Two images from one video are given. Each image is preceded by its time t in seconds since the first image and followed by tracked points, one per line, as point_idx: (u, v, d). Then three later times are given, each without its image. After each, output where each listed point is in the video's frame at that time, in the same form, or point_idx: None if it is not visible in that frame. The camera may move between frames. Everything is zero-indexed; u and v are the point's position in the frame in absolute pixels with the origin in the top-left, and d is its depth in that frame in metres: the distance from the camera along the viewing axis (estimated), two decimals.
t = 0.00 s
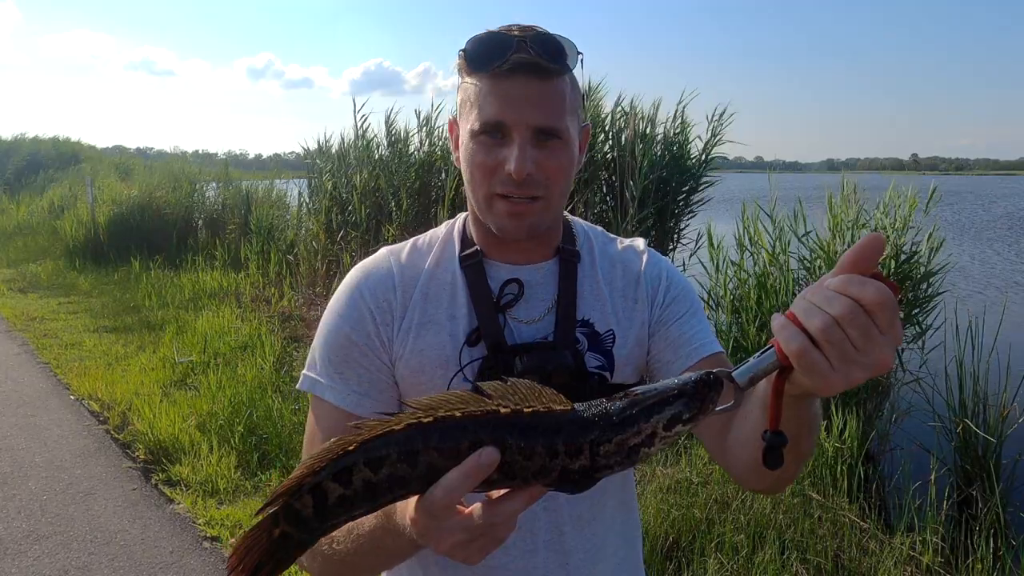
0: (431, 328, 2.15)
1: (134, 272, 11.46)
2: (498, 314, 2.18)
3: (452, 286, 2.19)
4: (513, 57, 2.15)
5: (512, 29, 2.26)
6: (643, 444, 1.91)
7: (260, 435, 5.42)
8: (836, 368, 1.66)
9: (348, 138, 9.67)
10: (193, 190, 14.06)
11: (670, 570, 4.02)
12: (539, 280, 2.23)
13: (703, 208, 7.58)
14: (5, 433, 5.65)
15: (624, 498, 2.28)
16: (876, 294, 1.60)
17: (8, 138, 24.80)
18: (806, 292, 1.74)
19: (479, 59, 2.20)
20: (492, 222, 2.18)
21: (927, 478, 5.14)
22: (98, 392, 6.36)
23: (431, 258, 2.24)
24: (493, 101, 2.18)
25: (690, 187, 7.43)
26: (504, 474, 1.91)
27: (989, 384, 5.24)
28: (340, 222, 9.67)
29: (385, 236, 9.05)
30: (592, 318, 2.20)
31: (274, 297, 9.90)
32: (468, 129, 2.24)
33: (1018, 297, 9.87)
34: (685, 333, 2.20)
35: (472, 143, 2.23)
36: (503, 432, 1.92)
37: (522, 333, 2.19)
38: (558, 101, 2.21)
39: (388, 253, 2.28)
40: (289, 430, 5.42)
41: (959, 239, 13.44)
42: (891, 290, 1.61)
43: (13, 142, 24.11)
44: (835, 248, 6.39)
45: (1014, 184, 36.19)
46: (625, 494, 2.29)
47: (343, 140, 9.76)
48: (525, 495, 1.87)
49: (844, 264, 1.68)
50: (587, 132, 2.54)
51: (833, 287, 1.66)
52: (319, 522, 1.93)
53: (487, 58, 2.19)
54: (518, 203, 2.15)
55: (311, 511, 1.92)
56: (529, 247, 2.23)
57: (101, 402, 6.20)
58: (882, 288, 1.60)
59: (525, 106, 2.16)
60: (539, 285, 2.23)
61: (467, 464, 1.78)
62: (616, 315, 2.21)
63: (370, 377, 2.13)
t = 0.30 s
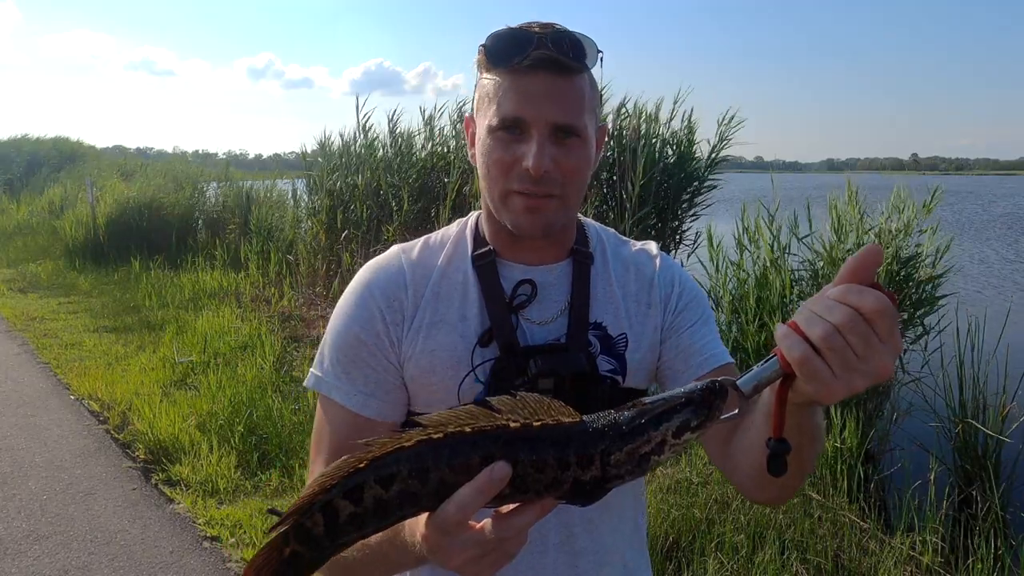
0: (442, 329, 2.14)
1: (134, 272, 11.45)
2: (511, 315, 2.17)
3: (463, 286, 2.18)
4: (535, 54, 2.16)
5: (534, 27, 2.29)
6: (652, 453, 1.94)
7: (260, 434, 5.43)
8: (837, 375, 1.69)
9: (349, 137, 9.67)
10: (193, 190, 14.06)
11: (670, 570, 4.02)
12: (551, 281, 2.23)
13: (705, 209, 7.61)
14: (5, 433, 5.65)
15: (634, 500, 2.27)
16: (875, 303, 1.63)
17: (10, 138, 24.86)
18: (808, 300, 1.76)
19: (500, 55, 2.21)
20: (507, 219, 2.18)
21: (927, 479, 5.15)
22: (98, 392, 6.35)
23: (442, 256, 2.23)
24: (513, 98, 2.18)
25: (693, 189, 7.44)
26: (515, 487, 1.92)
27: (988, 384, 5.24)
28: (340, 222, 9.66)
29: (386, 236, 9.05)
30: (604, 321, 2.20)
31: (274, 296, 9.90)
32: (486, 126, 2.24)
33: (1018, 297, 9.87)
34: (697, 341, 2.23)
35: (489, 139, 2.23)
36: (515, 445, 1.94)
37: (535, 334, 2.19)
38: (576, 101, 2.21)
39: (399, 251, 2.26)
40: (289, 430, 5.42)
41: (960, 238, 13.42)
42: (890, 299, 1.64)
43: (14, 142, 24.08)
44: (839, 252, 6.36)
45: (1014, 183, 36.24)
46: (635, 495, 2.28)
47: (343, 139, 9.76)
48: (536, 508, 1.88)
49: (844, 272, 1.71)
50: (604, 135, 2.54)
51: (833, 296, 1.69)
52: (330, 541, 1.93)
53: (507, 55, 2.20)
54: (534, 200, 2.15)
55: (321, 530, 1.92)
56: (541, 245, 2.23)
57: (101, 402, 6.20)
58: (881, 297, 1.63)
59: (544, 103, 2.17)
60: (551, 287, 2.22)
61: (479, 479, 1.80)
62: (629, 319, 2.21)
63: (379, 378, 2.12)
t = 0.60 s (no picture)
0: (472, 325, 2.10)
1: (134, 272, 11.46)
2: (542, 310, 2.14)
3: (492, 282, 2.15)
4: (558, 45, 2.14)
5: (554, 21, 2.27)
6: (681, 489, 1.94)
7: (260, 434, 5.42)
8: (837, 411, 1.75)
9: (348, 138, 9.68)
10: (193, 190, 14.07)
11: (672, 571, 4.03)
12: (580, 275, 2.19)
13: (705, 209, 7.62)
14: (5, 433, 5.65)
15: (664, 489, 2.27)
16: (868, 341, 1.71)
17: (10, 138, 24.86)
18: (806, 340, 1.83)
19: (523, 48, 2.19)
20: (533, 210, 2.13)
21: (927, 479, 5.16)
22: (98, 392, 6.36)
23: (470, 256, 2.20)
24: (538, 89, 2.15)
25: (694, 190, 7.47)
26: (550, 531, 1.89)
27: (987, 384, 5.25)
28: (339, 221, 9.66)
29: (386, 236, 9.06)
30: (635, 315, 2.18)
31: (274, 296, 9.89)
32: (511, 118, 2.20)
33: (1017, 296, 9.89)
34: (724, 342, 2.25)
35: (514, 132, 2.18)
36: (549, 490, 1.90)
37: (567, 328, 2.16)
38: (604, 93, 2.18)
39: (425, 254, 2.23)
40: (289, 430, 5.43)
41: (959, 236, 13.43)
42: (881, 337, 1.72)
43: (14, 142, 24.09)
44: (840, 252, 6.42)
45: (1015, 183, 36.21)
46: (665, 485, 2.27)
47: (342, 139, 9.77)
48: (569, 547, 1.87)
49: (837, 312, 1.79)
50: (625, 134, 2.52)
51: (828, 335, 1.76)
52: None
53: (531, 48, 2.18)
54: (560, 190, 2.11)
55: None
56: (569, 239, 2.19)
57: (101, 402, 6.20)
58: (873, 335, 1.71)
59: (569, 93, 2.13)
60: (581, 281, 2.19)
61: (516, 527, 1.77)
62: (659, 313, 2.20)
63: (407, 378, 2.09)
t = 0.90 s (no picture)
0: (516, 319, 1.87)
1: (134, 271, 11.48)
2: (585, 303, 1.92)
3: (535, 272, 1.92)
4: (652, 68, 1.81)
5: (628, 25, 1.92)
6: (732, 537, 1.83)
7: (260, 434, 5.41)
8: (878, 456, 1.71)
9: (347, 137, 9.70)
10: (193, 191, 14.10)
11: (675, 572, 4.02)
12: (623, 269, 1.98)
13: (705, 209, 7.62)
14: (5, 433, 5.66)
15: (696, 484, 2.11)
16: (910, 388, 1.68)
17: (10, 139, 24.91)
18: (847, 387, 1.81)
19: (616, 56, 1.79)
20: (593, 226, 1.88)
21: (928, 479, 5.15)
22: (98, 392, 6.36)
23: (510, 246, 1.96)
24: (625, 106, 1.80)
25: (693, 189, 7.47)
26: None
27: (986, 384, 5.27)
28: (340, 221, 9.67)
29: (387, 235, 9.06)
30: (675, 308, 2.00)
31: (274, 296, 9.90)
32: (585, 128, 1.84)
33: (1016, 296, 9.90)
34: (754, 339, 2.12)
35: (585, 142, 1.84)
36: (609, 552, 1.75)
37: (611, 322, 1.95)
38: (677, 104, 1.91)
39: (462, 246, 1.98)
40: (289, 430, 5.43)
41: (956, 235, 13.46)
42: (924, 384, 1.69)
43: (14, 142, 24.13)
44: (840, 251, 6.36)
45: (1016, 183, 36.22)
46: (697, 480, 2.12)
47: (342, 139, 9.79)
48: None
49: (879, 357, 1.78)
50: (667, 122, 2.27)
51: (871, 380, 1.74)
52: None
53: (624, 58, 1.80)
54: (628, 216, 1.87)
55: None
56: (616, 246, 1.97)
57: (101, 401, 6.21)
58: (915, 382, 1.69)
59: (655, 116, 1.83)
60: (624, 274, 1.97)
61: None
62: (699, 307, 2.03)
63: (449, 373, 1.88)
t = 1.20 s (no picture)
0: (541, 324, 1.79)
1: (134, 271, 11.48)
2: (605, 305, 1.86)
3: (557, 275, 1.83)
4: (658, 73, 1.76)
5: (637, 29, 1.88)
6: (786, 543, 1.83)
7: (260, 434, 5.41)
8: (891, 452, 1.65)
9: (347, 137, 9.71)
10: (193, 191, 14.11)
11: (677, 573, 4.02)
12: (639, 267, 1.93)
13: (704, 209, 7.64)
14: (5, 433, 5.66)
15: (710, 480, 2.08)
16: (912, 379, 1.63)
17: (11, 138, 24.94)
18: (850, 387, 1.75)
19: (620, 60, 1.76)
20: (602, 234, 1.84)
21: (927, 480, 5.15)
22: (98, 392, 6.36)
23: (526, 249, 1.87)
24: (629, 113, 1.77)
25: (690, 187, 7.48)
26: None
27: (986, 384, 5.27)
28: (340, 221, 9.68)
29: (387, 235, 9.06)
30: (689, 304, 1.99)
31: (274, 296, 9.89)
32: (589, 133, 1.81)
33: (1016, 296, 9.90)
34: (761, 331, 2.12)
35: (591, 149, 1.81)
36: None
37: (631, 323, 1.89)
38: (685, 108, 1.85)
39: (475, 253, 1.88)
40: (289, 430, 5.43)
41: (956, 236, 13.47)
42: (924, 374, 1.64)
43: (13, 143, 24.17)
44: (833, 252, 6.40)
45: (1016, 183, 36.26)
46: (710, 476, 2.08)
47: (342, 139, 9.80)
48: None
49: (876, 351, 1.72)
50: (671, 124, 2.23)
51: (873, 376, 1.68)
52: None
53: (628, 63, 1.76)
54: (635, 223, 1.83)
55: None
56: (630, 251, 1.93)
57: (101, 402, 6.21)
58: (916, 372, 1.64)
59: (662, 123, 1.79)
60: (640, 273, 1.93)
61: None
62: (712, 301, 2.02)
63: (478, 383, 1.77)
